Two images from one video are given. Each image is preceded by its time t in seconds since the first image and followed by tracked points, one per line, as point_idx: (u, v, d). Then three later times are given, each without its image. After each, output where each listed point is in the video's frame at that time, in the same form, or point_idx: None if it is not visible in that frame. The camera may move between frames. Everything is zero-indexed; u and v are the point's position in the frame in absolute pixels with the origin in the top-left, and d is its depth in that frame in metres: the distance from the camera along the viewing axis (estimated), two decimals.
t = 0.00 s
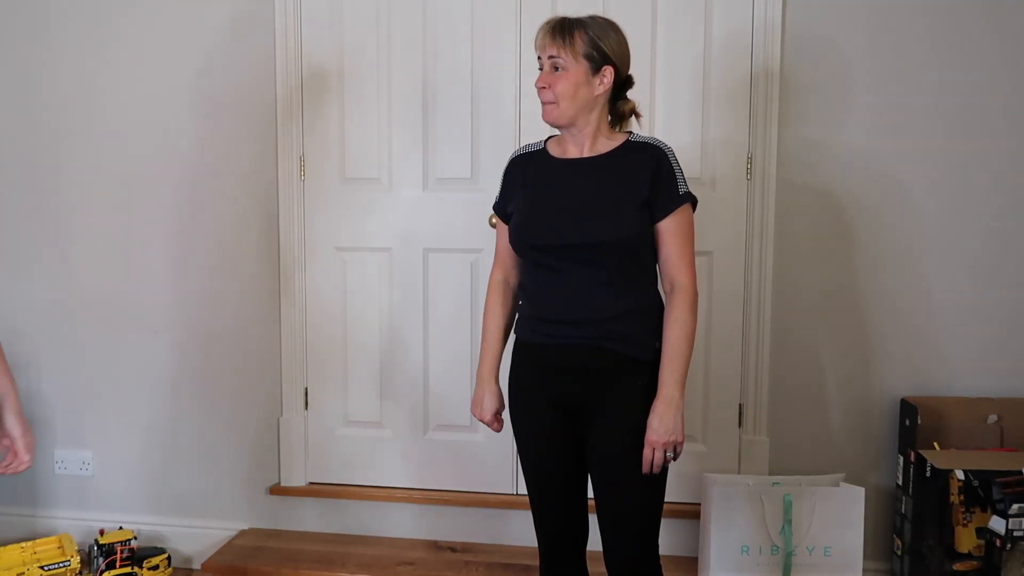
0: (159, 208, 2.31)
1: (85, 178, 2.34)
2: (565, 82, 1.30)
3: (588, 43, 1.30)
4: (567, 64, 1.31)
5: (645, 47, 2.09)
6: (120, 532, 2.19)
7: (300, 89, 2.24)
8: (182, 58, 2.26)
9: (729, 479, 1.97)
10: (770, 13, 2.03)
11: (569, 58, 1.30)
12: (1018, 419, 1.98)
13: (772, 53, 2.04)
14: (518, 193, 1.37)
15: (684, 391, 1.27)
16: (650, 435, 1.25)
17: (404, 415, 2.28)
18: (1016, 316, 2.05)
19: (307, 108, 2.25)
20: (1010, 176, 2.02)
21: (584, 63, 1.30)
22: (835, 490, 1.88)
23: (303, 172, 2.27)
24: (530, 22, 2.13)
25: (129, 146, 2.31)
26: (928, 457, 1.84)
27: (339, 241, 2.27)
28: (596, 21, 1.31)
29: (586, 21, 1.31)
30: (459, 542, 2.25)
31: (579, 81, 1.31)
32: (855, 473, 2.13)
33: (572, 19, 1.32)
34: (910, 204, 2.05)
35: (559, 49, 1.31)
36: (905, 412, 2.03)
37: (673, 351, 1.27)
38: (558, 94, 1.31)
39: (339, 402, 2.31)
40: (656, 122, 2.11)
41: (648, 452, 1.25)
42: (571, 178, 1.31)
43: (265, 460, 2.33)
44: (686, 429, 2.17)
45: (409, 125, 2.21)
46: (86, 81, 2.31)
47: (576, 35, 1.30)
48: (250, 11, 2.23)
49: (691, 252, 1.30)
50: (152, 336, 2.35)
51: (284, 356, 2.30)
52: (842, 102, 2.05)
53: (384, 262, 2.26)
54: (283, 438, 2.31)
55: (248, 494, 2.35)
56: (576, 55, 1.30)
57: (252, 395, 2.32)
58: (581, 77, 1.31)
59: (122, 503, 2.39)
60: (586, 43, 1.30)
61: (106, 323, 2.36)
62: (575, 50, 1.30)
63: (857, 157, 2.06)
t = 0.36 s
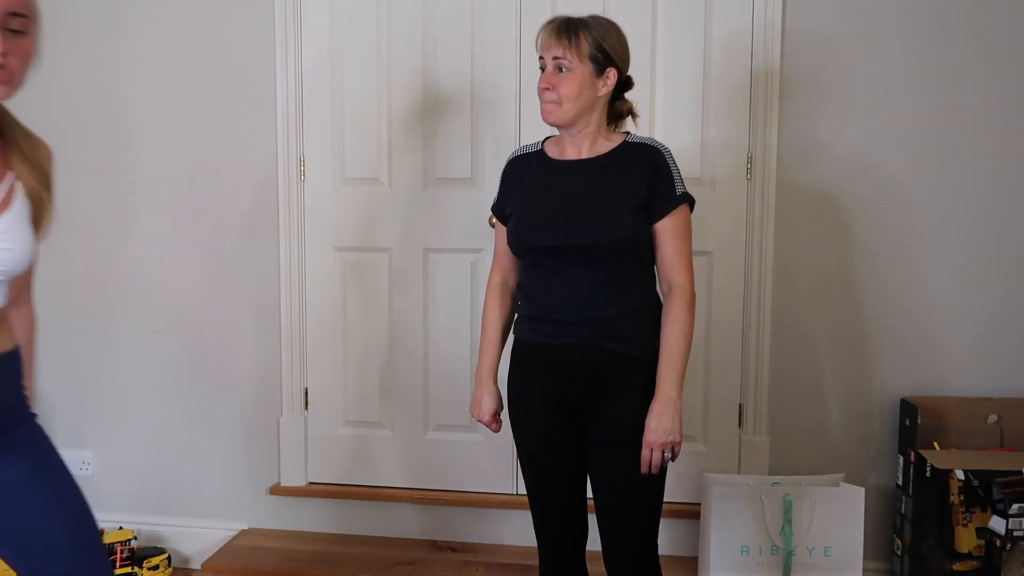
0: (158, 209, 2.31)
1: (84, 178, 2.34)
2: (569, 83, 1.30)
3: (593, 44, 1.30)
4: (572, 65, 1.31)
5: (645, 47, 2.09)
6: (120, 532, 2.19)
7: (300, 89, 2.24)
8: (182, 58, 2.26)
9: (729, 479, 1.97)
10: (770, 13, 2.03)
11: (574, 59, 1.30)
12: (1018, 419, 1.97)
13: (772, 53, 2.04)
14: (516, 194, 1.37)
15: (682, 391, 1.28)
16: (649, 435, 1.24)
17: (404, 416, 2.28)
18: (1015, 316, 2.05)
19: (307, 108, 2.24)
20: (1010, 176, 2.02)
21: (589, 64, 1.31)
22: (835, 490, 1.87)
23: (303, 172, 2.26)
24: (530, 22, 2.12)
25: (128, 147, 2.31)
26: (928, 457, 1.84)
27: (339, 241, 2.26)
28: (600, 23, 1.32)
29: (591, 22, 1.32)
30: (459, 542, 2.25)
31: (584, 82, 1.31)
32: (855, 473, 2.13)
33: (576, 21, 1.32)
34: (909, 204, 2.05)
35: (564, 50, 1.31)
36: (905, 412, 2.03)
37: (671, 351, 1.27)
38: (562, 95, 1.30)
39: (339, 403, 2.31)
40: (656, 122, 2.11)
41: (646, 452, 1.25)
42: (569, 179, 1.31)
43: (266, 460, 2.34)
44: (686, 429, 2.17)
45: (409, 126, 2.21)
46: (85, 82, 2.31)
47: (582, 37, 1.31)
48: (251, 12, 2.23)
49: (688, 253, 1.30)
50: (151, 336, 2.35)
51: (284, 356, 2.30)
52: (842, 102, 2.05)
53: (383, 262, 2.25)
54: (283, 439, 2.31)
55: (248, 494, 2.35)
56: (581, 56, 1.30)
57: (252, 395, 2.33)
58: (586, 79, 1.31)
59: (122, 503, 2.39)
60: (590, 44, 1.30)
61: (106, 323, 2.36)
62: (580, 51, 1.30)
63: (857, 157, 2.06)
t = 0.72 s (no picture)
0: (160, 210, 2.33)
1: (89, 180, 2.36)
2: (596, 92, 1.32)
3: (613, 55, 1.34)
4: (595, 73, 1.32)
5: (645, 47, 2.09)
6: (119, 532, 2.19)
7: (300, 90, 2.24)
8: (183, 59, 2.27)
9: (728, 479, 1.97)
10: (770, 13, 2.03)
11: (599, 68, 1.32)
12: (1019, 419, 1.97)
13: (772, 53, 2.04)
14: (513, 195, 1.37)
15: (680, 391, 1.28)
16: (646, 435, 1.24)
17: (404, 416, 2.28)
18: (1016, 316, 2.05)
19: (307, 108, 2.25)
20: (1010, 175, 2.02)
21: (610, 73, 1.34)
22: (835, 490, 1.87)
23: (303, 172, 2.27)
24: (530, 22, 2.13)
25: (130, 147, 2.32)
26: (928, 457, 1.84)
27: (339, 241, 2.27)
28: (616, 33, 1.35)
29: (610, 31, 1.34)
30: (459, 542, 2.25)
31: (604, 92, 1.33)
32: (855, 474, 2.12)
33: (592, 26, 1.33)
34: (910, 204, 2.05)
35: (591, 58, 1.31)
36: (905, 412, 2.02)
37: (669, 352, 1.27)
38: (585, 101, 1.31)
39: (339, 403, 2.31)
40: (655, 121, 2.11)
41: (643, 452, 1.25)
42: (565, 180, 1.31)
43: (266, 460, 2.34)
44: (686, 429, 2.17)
45: (409, 126, 2.21)
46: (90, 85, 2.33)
47: (605, 44, 1.32)
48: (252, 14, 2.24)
49: (685, 253, 1.30)
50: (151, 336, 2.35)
51: (285, 357, 2.31)
52: (842, 102, 2.05)
53: (383, 262, 2.25)
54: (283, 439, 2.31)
55: (249, 494, 2.35)
56: (605, 65, 1.33)
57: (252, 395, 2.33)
58: (606, 87, 1.34)
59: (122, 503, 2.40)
60: (612, 53, 1.33)
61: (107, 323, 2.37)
62: (604, 60, 1.32)
63: (856, 157, 2.05)
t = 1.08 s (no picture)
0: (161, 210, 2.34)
1: (90, 181, 2.37)
2: (600, 97, 1.33)
3: (617, 61, 1.35)
4: (600, 78, 1.33)
5: (645, 46, 2.09)
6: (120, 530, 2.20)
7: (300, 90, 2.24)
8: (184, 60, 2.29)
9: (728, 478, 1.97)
10: (770, 13, 2.03)
11: (604, 74, 1.33)
12: (1019, 420, 1.97)
13: (772, 53, 2.03)
14: (508, 196, 1.37)
15: (679, 391, 1.28)
16: (647, 436, 1.24)
17: (404, 416, 2.28)
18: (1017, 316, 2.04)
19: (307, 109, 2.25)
20: (1011, 175, 2.02)
21: (612, 79, 1.35)
22: (835, 490, 1.87)
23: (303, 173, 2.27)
24: (530, 22, 2.12)
25: (132, 147, 2.33)
26: (928, 457, 1.84)
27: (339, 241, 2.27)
28: (620, 38, 1.36)
29: (616, 35, 1.35)
30: (458, 542, 2.25)
31: (606, 96, 1.34)
32: (855, 473, 2.12)
33: (598, 30, 1.33)
34: (909, 203, 2.05)
35: (597, 64, 1.32)
36: (905, 411, 2.02)
37: (668, 352, 1.28)
38: (588, 104, 1.31)
39: (339, 403, 2.31)
40: (655, 121, 2.11)
41: (644, 453, 1.25)
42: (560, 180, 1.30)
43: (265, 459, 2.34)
44: (685, 429, 2.16)
45: (409, 125, 2.22)
46: (91, 85, 2.34)
47: (611, 49, 1.33)
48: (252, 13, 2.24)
49: (682, 252, 1.31)
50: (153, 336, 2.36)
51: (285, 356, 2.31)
52: (842, 102, 2.04)
53: (383, 262, 2.26)
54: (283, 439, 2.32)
55: (249, 493, 2.35)
56: (609, 71, 1.34)
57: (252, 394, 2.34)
58: (608, 93, 1.35)
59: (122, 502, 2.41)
60: (615, 59, 1.35)
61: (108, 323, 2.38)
62: (608, 65, 1.33)
63: (856, 157, 2.05)
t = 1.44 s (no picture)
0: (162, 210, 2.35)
1: (91, 181, 2.38)
2: (598, 99, 1.33)
3: (616, 63, 1.35)
4: (598, 79, 1.33)
5: (644, 47, 2.09)
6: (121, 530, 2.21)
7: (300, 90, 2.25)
8: (184, 61, 2.29)
9: (728, 479, 1.97)
10: (770, 12, 2.02)
11: (602, 75, 1.33)
12: (1019, 420, 1.96)
13: (772, 53, 2.03)
14: (506, 197, 1.37)
15: (677, 391, 1.29)
16: (645, 437, 1.25)
17: (404, 415, 2.28)
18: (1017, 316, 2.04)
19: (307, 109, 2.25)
20: (1011, 175, 2.01)
21: (611, 81, 1.35)
22: (835, 490, 1.87)
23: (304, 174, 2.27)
24: (530, 22, 2.12)
25: (133, 148, 2.34)
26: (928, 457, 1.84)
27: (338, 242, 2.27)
28: (619, 39, 1.36)
29: (615, 37, 1.35)
30: (458, 542, 2.25)
31: (604, 98, 1.34)
32: (855, 473, 2.12)
33: (596, 31, 1.33)
34: (909, 203, 2.05)
35: (595, 66, 1.33)
36: (905, 411, 2.02)
37: (668, 353, 1.28)
38: (586, 105, 1.31)
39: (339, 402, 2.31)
40: (654, 121, 2.11)
41: (642, 453, 1.25)
42: (557, 182, 1.30)
43: (266, 459, 2.35)
44: (685, 428, 2.16)
45: (408, 126, 2.22)
46: (92, 86, 2.35)
47: (609, 51, 1.33)
48: (253, 13, 2.24)
49: (679, 253, 1.31)
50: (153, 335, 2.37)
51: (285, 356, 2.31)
52: (842, 103, 2.04)
53: (382, 262, 2.26)
54: (283, 439, 2.32)
55: (249, 493, 2.36)
56: (607, 73, 1.34)
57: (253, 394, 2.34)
58: (606, 94, 1.35)
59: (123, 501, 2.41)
60: (615, 60, 1.35)
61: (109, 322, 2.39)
62: (607, 67, 1.34)
63: (856, 157, 2.05)
